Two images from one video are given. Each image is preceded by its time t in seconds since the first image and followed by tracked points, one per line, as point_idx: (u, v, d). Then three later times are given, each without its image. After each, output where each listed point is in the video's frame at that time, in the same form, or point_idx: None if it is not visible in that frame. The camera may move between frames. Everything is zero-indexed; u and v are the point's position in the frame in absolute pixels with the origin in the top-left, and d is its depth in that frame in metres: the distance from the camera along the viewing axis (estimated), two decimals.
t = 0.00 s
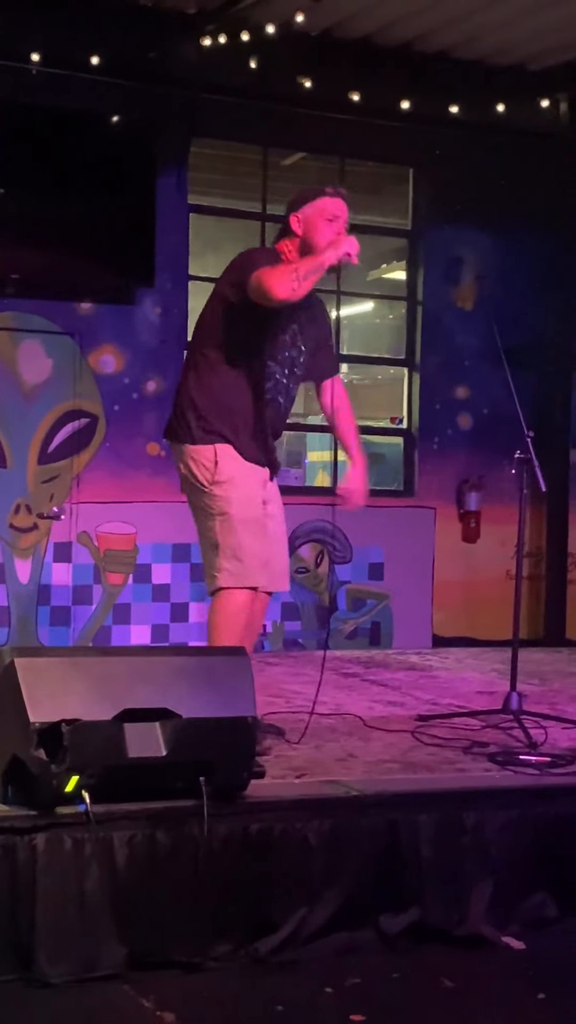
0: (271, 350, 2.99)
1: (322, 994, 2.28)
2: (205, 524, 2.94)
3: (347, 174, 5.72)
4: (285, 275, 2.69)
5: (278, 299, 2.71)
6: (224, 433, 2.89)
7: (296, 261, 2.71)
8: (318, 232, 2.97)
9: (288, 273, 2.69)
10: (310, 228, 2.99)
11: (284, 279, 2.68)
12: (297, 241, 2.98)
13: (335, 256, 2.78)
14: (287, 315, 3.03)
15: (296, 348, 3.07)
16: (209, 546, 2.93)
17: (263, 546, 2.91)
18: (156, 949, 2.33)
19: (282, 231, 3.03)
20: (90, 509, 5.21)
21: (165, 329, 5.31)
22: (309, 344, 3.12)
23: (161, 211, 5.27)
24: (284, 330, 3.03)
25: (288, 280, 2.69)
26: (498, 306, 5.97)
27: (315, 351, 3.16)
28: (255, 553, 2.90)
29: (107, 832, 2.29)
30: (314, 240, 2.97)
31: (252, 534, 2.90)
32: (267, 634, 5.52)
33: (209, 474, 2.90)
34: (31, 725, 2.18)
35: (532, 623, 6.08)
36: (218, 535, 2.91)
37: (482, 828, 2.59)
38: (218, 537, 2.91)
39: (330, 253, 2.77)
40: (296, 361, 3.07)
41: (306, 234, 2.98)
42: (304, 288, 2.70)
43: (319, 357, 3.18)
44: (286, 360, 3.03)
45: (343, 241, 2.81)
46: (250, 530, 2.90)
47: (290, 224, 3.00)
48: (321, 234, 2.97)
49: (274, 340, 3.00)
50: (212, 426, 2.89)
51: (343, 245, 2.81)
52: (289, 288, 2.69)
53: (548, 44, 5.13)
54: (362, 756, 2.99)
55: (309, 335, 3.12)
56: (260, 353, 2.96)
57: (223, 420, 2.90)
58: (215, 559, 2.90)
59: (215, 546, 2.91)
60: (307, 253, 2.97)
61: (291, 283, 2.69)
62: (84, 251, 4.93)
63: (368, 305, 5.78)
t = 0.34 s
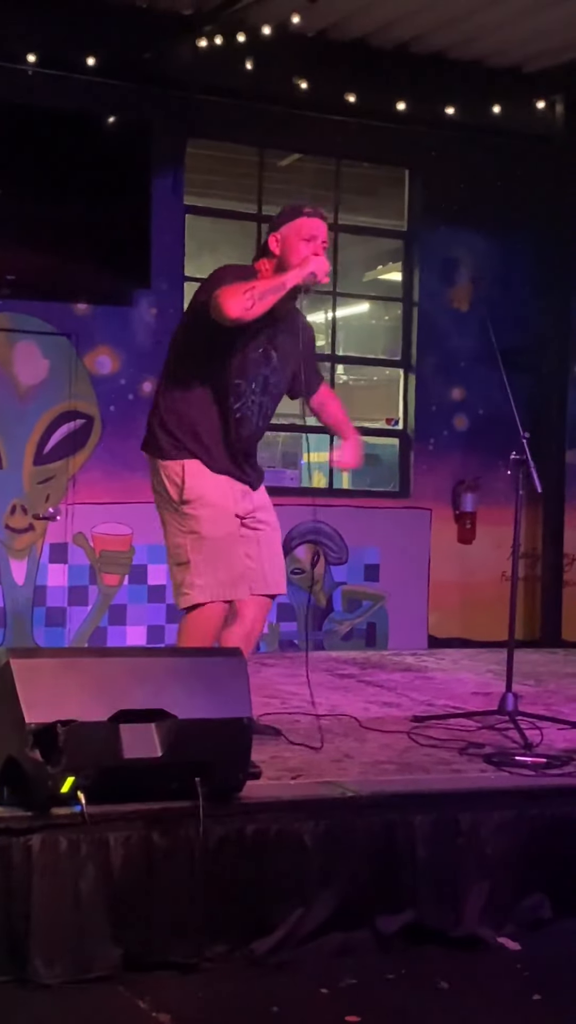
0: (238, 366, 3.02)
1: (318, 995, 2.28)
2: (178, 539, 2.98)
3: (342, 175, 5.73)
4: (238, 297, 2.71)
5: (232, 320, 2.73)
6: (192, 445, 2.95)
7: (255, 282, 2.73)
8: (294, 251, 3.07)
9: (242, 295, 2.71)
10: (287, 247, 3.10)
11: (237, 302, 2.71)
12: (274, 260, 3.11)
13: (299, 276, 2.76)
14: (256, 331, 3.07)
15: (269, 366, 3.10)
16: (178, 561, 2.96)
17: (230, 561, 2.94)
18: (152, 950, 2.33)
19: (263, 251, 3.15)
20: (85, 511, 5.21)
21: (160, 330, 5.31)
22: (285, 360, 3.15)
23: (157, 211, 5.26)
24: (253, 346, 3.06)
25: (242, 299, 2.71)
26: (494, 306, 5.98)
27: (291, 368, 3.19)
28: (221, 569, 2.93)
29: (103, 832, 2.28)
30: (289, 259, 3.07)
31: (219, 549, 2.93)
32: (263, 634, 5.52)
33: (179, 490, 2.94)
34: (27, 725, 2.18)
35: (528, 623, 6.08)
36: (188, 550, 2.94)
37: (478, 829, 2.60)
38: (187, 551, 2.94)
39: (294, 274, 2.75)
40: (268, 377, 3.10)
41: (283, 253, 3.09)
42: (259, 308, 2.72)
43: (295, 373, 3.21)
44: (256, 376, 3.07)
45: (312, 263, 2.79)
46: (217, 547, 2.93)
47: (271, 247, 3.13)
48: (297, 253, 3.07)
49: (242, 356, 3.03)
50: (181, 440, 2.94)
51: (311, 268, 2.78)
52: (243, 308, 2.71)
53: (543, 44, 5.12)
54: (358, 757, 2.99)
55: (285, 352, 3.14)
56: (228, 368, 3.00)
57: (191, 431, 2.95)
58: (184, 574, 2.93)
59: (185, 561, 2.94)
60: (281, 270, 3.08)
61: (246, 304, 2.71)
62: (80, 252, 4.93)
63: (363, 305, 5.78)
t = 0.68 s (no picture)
0: (230, 344, 2.74)
1: (318, 995, 2.28)
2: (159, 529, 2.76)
3: (343, 176, 5.70)
4: (222, 273, 2.55)
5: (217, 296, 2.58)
6: (182, 435, 2.70)
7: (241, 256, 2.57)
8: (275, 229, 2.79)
9: (225, 271, 2.55)
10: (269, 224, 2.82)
11: (221, 276, 2.55)
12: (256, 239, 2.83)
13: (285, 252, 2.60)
14: (248, 311, 2.80)
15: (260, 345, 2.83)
16: (158, 552, 2.75)
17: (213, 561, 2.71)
18: (152, 952, 2.33)
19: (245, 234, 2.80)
20: (85, 511, 5.21)
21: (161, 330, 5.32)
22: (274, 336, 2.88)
23: (158, 211, 5.22)
24: (244, 323, 2.78)
25: (226, 274, 2.55)
26: (494, 306, 5.98)
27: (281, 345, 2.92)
28: (206, 567, 2.70)
29: (102, 833, 2.28)
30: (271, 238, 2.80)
31: (201, 547, 2.71)
32: (263, 634, 5.53)
33: (166, 480, 2.71)
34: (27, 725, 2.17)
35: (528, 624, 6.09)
36: (168, 543, 2.72)
37: (477, 830, 2.60)
38: (167, 544, 2.72)
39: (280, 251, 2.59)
40: (257, 358, 2.83)
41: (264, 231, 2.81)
42: (243, 284, 2.55)
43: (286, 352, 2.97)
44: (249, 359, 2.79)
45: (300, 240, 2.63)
46: (199, 545, 2.71)
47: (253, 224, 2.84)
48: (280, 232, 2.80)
49: (233, 334, 2.75)
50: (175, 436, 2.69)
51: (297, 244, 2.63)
52: (226, 283, 2.55)
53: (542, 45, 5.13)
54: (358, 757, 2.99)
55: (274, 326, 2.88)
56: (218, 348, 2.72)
57: (186, 425, 2.70)
58: (164, 568, 2.72)
59: (165, 554, 2.73)
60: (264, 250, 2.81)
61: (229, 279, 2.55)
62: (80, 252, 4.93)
63: (363, 305, 5.78)
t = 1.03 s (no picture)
0: (211, 314, 2.71)
1: (322, 995, 2.28)
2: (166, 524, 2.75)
3: (345, 178, 5.72)
4: (171, 228, 2.54)
5: (170, 256, 2.56)
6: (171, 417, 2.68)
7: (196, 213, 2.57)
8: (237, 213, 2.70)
9: (174, 226, 2.54)
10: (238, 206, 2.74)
11: (170, 232, 2.54)
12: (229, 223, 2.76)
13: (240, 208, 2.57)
14: (230, 279, 2.75)
15: (251, 314, 2.78)
16: (168, 545, 2.74)
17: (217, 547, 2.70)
18: (158, 950, 2.33)
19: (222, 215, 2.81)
20: (90, 510, 5.21)
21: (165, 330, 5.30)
22: (268, 302, 2.83)
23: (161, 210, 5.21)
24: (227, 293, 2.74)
25: (176, 229, 2.54)
26: (499, 306, 5.98)
27: (281, 315, 2.87)
28: (210, 554, 2.69)
29: (107, 832, 2.28)
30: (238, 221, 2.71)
31: (206, 535, 2.69)
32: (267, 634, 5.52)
33: (168, 473, 2.69)
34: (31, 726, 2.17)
35: (532, 625, 6.08)
36: (175, 534, 2.71)
37: (482, 829, 2.60)
38: (174, 536, 2.71)
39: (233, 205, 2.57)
40: (252, 327, 2.77)
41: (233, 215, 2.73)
42: (192, 238, 2.53)
43: (291, 318, 2.91)
44: (237, 327, 2.74)
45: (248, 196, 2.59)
46: (204, 533, 2.69)
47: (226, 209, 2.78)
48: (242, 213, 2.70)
49: (214, 304, 2.72)
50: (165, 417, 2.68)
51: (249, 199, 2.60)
52: (175, 238, 2.53)
53: (545, 45, 5.13)
54: (362, 757, 2.99)
55: (267, 295, 2.82)
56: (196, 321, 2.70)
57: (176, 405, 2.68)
58: (172, 559, 2.71)
59: (172, 546, 2.72)
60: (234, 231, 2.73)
61: (180, 232, 2.54)
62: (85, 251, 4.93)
63: (368, 305, 5.81)
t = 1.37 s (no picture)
0: (183, 302, 2.76)
1: (328, 993, 2.28)
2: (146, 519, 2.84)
3: (352, 176, 5.75)
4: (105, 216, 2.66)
5: (103, 244, 2.67)
6: (160, 410, 2.77)
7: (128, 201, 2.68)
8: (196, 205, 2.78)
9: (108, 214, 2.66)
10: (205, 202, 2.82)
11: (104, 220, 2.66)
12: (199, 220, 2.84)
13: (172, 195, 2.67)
14: (204, 266, 2.80)
15: (230, 292, 2.81)
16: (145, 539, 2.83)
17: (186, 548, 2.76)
18: (163, 949, 2.34)
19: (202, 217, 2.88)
20: (97, 510, 5.22)
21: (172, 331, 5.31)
22: (253, 283, 2.85)
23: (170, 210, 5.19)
24: (201, 279, 2.79)
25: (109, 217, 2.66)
26: (506, 307, 5.97)
27: (270, 294, 2.88)
28: (177, 554, 2.75)
29: (114, 831, 2.29)
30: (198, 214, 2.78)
31: (176, 534, 2.75)
32: (274, 633, 5.52)
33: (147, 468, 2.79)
34: (39, 725, 2.17)
35: (539, 625, 6.08)
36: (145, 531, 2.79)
37: (489, 828, 2.59)
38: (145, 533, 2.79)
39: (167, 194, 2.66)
40: (234, 310, 2.81)
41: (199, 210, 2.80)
42: (120, 222, 2.64)
43: (287, 295, 2.91)
44: (214, 311, 2.78)
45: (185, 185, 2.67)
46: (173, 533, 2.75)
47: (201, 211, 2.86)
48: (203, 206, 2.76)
49: (183, 290, 2.77)
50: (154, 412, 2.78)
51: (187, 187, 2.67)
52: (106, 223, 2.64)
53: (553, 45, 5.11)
54: (368, 755, 2.99)
55: (250, 277, 2.85)
56: (165, 311, 2.75)
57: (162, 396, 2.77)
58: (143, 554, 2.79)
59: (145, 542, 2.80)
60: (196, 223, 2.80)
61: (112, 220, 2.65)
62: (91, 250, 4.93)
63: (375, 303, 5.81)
